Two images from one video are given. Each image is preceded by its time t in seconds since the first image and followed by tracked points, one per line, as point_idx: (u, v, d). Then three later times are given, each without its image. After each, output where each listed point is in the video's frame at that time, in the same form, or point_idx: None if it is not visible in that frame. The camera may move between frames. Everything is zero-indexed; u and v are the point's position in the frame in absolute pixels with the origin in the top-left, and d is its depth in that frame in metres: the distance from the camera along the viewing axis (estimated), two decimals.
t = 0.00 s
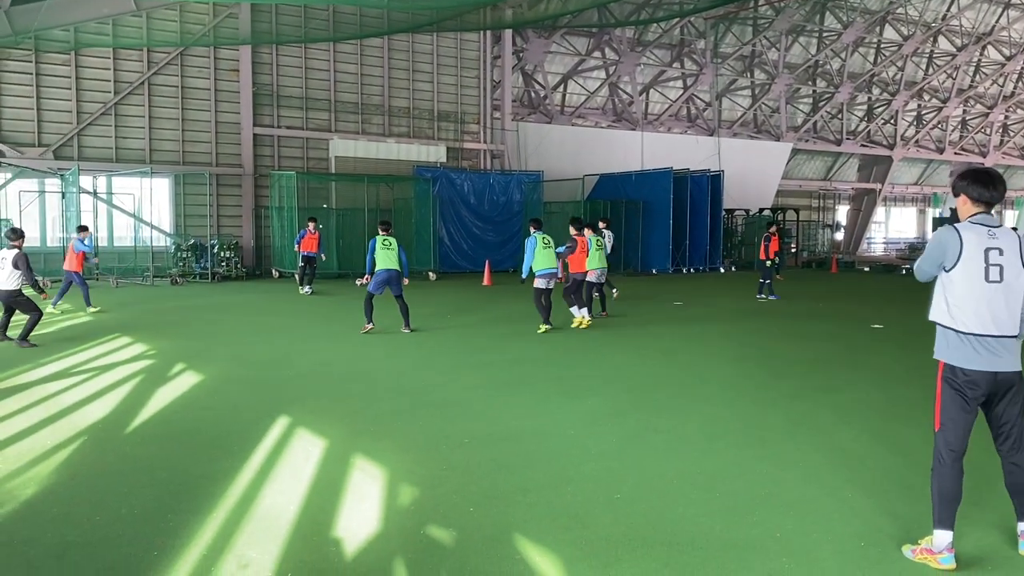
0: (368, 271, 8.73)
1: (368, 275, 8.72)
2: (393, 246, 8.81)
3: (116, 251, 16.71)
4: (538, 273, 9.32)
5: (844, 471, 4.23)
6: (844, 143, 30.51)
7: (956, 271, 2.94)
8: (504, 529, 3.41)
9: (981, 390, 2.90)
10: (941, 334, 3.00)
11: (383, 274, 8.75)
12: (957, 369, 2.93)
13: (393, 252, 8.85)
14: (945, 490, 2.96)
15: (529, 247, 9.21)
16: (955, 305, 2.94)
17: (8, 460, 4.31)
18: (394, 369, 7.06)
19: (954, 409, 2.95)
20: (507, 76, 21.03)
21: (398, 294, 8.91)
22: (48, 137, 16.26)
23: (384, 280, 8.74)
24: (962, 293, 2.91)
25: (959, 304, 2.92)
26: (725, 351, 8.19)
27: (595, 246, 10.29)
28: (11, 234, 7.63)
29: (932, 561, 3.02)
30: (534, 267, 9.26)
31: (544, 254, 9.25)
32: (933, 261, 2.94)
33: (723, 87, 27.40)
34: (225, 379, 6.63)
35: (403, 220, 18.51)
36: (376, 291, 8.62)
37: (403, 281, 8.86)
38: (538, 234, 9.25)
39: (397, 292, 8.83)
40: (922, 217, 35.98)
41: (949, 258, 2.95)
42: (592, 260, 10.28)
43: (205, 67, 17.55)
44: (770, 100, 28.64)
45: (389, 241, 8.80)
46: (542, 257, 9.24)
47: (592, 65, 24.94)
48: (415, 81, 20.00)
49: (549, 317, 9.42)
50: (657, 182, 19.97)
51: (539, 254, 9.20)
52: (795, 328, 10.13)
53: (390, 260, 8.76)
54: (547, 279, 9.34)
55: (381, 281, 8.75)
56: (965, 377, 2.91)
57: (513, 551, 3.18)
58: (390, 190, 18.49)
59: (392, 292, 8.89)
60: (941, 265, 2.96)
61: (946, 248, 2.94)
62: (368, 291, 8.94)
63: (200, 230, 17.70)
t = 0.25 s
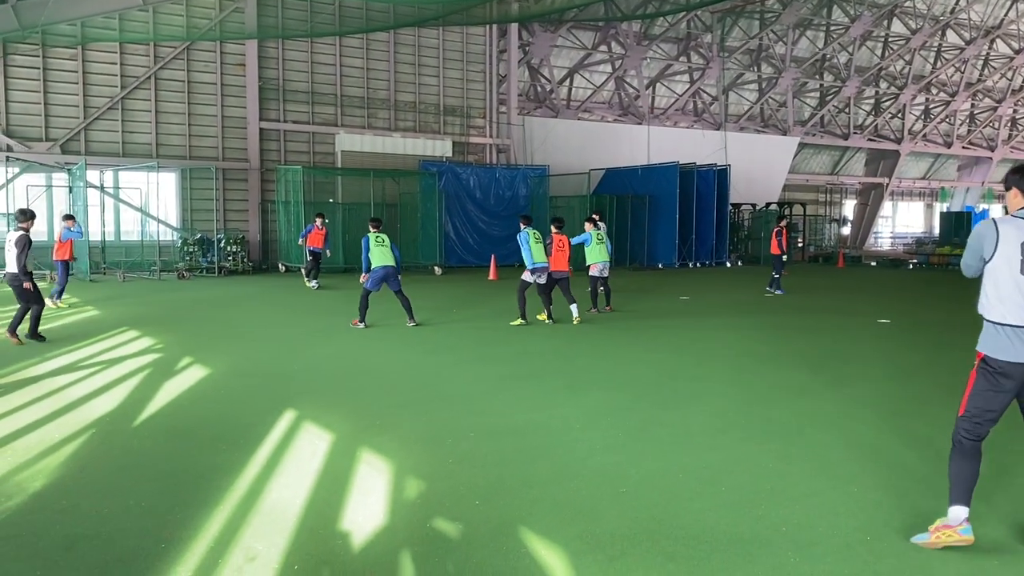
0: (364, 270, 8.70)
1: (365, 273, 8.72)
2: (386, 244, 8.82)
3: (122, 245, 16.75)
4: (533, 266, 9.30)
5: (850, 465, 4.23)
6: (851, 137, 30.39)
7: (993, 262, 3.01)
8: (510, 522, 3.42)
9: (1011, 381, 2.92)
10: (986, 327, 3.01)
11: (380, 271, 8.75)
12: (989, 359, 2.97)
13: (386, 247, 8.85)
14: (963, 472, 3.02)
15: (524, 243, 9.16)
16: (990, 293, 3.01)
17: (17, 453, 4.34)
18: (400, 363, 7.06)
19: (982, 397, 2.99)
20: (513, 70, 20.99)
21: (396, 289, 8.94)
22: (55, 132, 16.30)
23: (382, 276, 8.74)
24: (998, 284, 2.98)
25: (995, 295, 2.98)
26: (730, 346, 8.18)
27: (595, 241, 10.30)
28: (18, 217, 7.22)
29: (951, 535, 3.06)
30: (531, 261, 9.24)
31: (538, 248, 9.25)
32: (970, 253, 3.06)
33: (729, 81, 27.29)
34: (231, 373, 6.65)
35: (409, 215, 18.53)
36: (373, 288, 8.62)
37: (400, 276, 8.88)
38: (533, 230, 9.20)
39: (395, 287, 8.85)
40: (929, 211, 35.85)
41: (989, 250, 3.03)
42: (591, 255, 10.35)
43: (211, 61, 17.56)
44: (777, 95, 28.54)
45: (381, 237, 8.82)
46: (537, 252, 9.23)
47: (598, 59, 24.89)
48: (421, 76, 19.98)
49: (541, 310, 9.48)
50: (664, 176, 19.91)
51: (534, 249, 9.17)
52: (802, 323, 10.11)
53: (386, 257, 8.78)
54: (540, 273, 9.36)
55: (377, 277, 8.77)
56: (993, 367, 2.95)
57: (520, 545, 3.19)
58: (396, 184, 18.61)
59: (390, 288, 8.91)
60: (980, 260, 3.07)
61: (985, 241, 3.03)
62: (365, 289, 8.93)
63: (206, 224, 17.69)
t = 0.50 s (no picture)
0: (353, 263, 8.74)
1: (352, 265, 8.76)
2: (375, 235, 8.79)
3: (127, 240, 16.78)
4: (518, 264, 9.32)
5: (856, 461, 4.23)
6: (858, 132, 30.31)
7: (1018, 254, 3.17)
8: (515, 517, 3.42)
9: None
10: (1010, 327, 3.13)
11: (367, 264, 8.78)
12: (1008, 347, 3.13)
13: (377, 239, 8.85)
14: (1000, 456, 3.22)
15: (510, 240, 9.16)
16: (1012, 295, 3.15)
17: (23, 447, 4.36)
18: (406, 357, 7.07)
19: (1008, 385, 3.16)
20: (518, 65, 20.95)
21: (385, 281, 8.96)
22: (61, 127, 16.33)
23: (368, 269, 8.77)
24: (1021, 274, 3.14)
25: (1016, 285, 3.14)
26: (735, 341, 8.17)
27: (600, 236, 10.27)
28: (28, 216, 7.08)
29: (1000, 521, 3.28)
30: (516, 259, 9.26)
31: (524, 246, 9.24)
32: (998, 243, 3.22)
33: (735, 75, 27.18)
34: (237, 367, 6.66)
35: (415, 210, 18.53)
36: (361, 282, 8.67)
37: (388, 269, 8.89)
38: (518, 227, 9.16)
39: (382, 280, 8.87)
40: (936, 206, 35.75)
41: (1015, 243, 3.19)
42: (597, 249, 10.33)
43: (216, 56, 17.57)
44: (783, 89, 28.45)
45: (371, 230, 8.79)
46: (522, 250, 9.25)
47: (604, 53, 24.87)
48: (426, 70, 19.97)
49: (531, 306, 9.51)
50: (669, 170, 19.88)
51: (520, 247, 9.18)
52: (807, 318, 10.10)
53: (374, 249, 8.77)
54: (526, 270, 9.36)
55: (365, 270, 8.79)
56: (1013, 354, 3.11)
57: (525, 539, 3.19)
58: (401, 178, 18.62)
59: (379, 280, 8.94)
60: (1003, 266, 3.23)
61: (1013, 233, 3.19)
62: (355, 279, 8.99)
63: (212, 219, 17.79)
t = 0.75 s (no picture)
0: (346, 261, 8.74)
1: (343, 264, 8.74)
2: (368, 237, 8.81)
3: (134, 234, 16.73)
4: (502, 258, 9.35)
5: (861, 456, 4.22)
6: (864, 126, 30.23)
7: None
8: (521, 511, 3.42)
9: None
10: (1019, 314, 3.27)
11: (358, 263, 8.75)
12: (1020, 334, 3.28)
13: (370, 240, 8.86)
14: None
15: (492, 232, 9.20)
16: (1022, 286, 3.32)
17: (30, 441, 4.37)
18: (411, 352, 7.07)
19: None
20: (524, 58, 20.91)
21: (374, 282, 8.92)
22: (67, 121, 16.36)
23: (360, 268, 8.75)
24: None
25: None
26: (741, 335, 8.15)
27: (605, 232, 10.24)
28: (33, 201, 7.19)
29: None
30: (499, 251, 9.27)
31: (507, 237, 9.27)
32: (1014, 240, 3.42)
33: (742, 69, 27.08)
34: (242, 361, 6.66)
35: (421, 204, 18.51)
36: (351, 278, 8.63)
37: (379, 269, 8.87)
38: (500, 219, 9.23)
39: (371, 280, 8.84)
40: (943, 200, 35.63)
41: None
42: (603, 244, 10.32)
43: (222, 50, 17.58)
44: (790, 83, 28.36)
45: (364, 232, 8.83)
46: (505, 241, 9.25)
47: (610, 47, 24.80)
48: (431, 64, 19.94)
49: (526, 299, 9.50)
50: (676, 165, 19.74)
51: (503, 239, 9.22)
52: (812, 313, 10.07)
53: (366, 249, 8.77)
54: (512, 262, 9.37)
55: (355, 270, 8.75)
56: None
57: (531, 534, 3.19)
58: (406, 173, 18.74)
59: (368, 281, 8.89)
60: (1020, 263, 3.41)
61: None
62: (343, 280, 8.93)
63: (218, 213, 17.80)
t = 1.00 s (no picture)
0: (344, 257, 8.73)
1: (347, 260, 8.73)
2: (370, 231, 8.78)
3: (138, 229, 16.90)
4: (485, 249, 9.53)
5: (866, 451, 4.21)
6: (869, 121, 30.14)
7: None
8: (525, 506, 3.42)
9: None
10: None
11: (361, 259, 8.76)
12: None
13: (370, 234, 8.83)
14: None
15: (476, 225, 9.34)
16: None
17: (35, 434, 4.37)
18: (415, 346, 7.07)
19: None
20: (528, 53, 20.85)
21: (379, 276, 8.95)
22: (72, 115, 16.39)
23: (364, 263, 8.75)
24: None
25: None
26: (745, 330, 8.14)
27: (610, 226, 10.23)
28: (37, 209, 6.88)
29: None
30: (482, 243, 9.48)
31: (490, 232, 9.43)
32: None
33: (747, 64, 27.01)
34: (247, 356, 6.67)
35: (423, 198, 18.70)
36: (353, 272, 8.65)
37: (382, 264, 8.89)
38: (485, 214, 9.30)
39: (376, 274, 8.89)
40: (948, 196, 35.52)
41: None
42: (608, 239, 10.31)
43: (226, 44, 17.57)
44: (795, 78, 28.27)
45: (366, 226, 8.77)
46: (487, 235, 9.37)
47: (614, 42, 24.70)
48: (436, 59, 19.90)
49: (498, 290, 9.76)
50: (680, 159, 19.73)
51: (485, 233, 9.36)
52: (816, 308, 10.05)
53: (369, 245, 8.76)
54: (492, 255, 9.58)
55: (359, 265, 8.76)
56: None
57: (535, 528, 3.19)
58: (411, 168, 18.94)
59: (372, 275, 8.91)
60: None
61: None
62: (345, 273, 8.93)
63: (222, 208, 17.81)
